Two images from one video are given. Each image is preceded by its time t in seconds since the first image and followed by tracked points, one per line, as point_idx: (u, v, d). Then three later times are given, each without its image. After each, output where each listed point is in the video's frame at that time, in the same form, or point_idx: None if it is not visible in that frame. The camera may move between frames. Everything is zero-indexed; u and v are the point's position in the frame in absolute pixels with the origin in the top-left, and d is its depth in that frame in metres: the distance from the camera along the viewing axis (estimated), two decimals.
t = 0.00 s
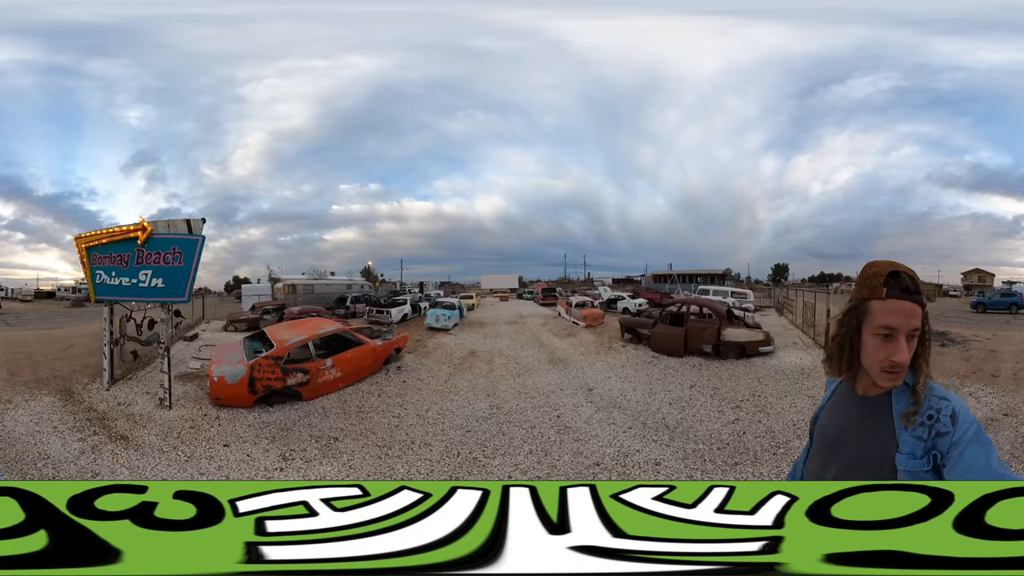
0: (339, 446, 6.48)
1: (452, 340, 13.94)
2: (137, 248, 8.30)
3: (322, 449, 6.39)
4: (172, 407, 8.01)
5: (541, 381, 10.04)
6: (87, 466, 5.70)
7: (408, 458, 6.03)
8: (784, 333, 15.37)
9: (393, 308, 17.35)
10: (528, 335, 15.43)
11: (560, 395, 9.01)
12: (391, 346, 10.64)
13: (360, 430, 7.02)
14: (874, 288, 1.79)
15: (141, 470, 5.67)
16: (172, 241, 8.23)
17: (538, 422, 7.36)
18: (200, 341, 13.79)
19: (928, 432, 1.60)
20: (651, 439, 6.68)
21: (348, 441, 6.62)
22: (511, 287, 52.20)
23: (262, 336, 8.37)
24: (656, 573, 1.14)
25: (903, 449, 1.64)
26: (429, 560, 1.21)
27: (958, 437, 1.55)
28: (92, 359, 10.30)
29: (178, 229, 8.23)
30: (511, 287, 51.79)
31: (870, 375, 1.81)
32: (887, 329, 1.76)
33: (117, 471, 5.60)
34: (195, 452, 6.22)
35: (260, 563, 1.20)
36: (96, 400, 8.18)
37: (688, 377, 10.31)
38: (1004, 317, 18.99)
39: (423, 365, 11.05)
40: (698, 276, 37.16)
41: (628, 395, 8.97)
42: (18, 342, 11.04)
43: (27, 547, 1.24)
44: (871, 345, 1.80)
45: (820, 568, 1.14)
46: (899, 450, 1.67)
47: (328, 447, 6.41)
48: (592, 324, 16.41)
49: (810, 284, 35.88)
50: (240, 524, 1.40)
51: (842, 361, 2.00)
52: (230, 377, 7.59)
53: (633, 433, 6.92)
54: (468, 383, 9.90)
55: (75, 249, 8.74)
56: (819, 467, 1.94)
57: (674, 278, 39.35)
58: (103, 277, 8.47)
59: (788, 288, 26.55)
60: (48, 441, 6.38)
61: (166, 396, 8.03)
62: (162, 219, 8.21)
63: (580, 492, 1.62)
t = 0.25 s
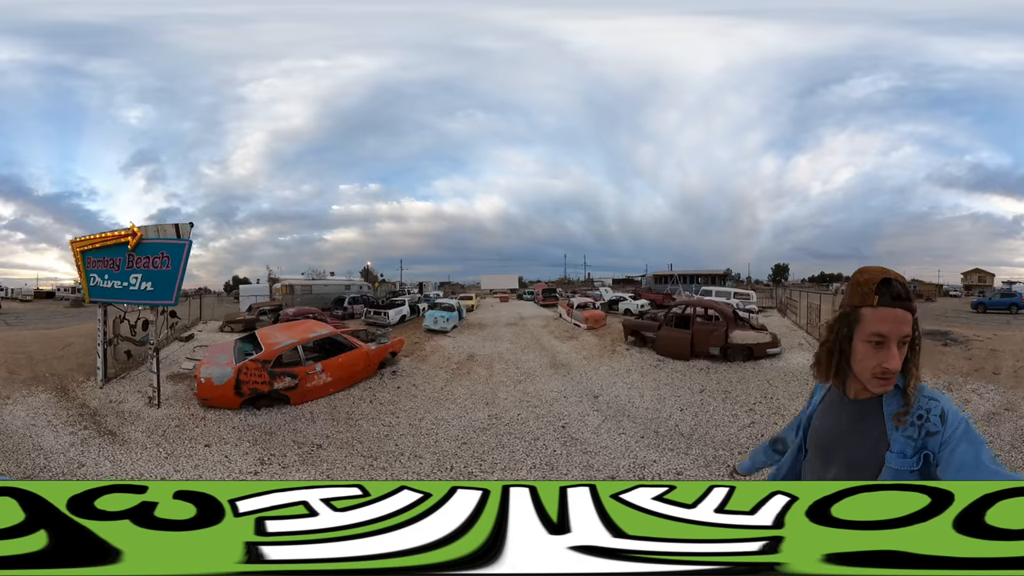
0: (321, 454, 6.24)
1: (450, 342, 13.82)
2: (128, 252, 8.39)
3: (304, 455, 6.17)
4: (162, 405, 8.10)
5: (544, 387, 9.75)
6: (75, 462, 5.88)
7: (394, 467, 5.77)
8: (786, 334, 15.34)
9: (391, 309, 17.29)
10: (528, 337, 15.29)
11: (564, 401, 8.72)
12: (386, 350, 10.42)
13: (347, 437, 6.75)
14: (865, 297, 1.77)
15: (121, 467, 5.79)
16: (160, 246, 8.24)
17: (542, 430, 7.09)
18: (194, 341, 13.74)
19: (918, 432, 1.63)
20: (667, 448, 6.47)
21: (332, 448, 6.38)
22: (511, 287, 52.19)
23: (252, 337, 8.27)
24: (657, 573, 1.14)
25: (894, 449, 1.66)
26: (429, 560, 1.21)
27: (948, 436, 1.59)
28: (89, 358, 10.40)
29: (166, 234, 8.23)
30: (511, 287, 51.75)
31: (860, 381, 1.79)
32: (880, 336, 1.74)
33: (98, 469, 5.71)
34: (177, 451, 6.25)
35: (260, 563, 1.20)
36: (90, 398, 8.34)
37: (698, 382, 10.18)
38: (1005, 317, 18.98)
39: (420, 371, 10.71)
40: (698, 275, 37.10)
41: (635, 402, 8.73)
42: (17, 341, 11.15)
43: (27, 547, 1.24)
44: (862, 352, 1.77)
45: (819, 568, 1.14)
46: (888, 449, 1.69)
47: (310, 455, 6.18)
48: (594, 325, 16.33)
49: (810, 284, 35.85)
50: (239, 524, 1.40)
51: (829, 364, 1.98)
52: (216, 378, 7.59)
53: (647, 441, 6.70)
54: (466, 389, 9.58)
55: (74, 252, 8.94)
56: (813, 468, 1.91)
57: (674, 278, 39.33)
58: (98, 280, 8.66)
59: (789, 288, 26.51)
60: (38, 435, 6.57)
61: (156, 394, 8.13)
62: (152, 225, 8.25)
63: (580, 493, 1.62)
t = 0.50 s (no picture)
0: (308, 457, 6.20)
1: (450, 343, 13.73)
2: (122, 254, 8.42)
3: (289, 458, 6.14)
4: (154, 403, 8.19)
5: (545, 391, 9.69)
6: (68, 456, 6.08)
7: (384, 474, 5.68)
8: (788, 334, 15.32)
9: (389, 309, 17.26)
10: (529, 339, 15.20)
11: (567, 407, 8.65)
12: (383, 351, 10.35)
13: (337, 442, 6.69)
14: (866, 305, 1.73)
15: (109, 462, 5.98)
16: (153, 247, 8.23)
17: (547, 437, 7.04)
18: (191, 341, 13.75)
19: (920, 434, 1.63)
20: (681, 453, 6.45)
21: (319, 452, 6.33)
22: (511, 287, 52.18)
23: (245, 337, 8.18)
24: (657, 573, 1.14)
25: (897, 451, 1.66)
26: (429, 560, 1.21)
27: (951, 437, 1.58)
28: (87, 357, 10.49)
29: (159, 235, 8.23)
30: (511, 287, 51.75)
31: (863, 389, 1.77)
32: (882, 345, 1.71)
33: (88, 464, 5.88)
34: (167, 448, 6.37)
35: (260, 563, 1.20)
36: (86, 394, 8.47)
37: (705, 384, 10.20)
38: (1005, 317, 18.98)
39: (418, 374, 10.63)
40: (699, 275, 37.05)
41: (642, 406, 8.68)
42: (17, 340, 11.23)
43: (27, 547, 1.24)
44: (864, 362, 1.74)
45: (819, 568, 1.14)
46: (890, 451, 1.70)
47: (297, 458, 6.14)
48: (596, 327, 16.24)
49: (810, 284, 35.84)
50: (240, 524, 1.40)
51: (826, 368, 1.95)
52: (208, 378, 7.56)
53: (660, 447, 6.66)
54: (463, 393, 9.51)
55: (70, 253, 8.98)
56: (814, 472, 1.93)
57: (674, 278, 39.31)
58: (93, 279, 8.72)
59: (789, 288, 26.48)
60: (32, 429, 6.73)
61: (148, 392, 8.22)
62: (146, 226, 8.26)
63: (580, 493, 1.62)
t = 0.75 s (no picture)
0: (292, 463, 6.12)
1: (450, 346, 13.66)
2: (115, 254, 8.45)
3: (273, 463, 6.10)
4: (146, 400, 8.24)
5: (549, 396, 9.57)
6: (56, 448, 6.22)
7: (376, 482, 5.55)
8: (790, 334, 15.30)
9: (387, 309, 17.22)
10: (529, 340, 15.15)
11: (573, 411, 8.54)
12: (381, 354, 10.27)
13: (328, 448, 6.57)
14: (870, 319, 1.72)
15: (95, 456, 6.11)
16: (144, 247, 8.24)
17: (555, 444, 6.94)
18: (188, 341, 13.74)
19: (919, 443, 1.64)
20: (697, 454, 6.51)
21: (305, 458, 6.24)
22: (511, 287, 52.28)
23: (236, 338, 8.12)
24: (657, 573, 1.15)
25: (893, 459, 1.66)
26: (430, 560, 1.21)
27: (949, 447, 1.60)
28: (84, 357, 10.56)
29: (149, 236, 8.23)
30: (511, 287, 51.84)
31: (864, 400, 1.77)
32: (885, 358, 1.70)
33: (74, 458, 6.00)
34: (153, 446, 6.44)
35: (260, 563, 1.20)
36: (80, 392, 8.55)
37: (712, 383, 10.24)
38: (1003, 316, 19.04)
39: (417, 379, 10.47)
40: (699, 276, 37.00)
41: (652, 408, 8.66)
42: (16, 341, 11.29)
43: (27, 547, 1.24)
44: (866, 373, 1.74)
45: (820, 568, 1.14)
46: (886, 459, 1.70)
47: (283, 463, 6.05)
48: (598, 327, 16.19)
49: (810, 284, 35.91)
50: (239, 524, 1.40)
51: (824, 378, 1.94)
52: (198, 378, 7.69)
53: (675, 450, 6.67)
54: (463, 399, 9.38)
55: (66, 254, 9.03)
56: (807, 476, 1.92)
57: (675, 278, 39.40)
58: (88, 280, 8.78)
59: (790, 288, 26.46)
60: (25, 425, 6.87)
61: (140, 389, 8.26)
62: (137, 228, 8.27)
63: (580, 492, 1.62)
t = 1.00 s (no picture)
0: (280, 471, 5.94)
1: (450, 347, 13.58)
2: (108, 256, 8.49)
3: (259, 467, 5.98)
4: (139, 399, 8.28)
5: (552, 401, 9.34)
6: (49, 443, 6.39)
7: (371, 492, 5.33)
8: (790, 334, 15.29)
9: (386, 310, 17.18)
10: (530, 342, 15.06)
11: (580, 416, 8.34)
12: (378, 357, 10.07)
13: (319, 455, 6.36)
14: (873, 326, 1.72)
15: (84, 453, 6.22)
16: (136, 250, 8.24)
17: (563, 451, 6.71)
18: (186, 342, 13.72)
19: (914, 454, 1.63)
20: (713, 455, 6.52)
21: (294, 466, 6.05)
22: (511, 287, 52.29)
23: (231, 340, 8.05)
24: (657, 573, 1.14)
25: (885, 469, 1.66)
26: (430, 560, 1.21)
27: (948, 459, 1.59)
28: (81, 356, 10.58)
29: (142, 239, 8.23)
30: (511, 287, 51.77)
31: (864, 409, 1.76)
32: (886, 367, 1.69)
33: (63, 455, 6.12)
34: (141, 445, 6.50)
35: (260, 563, 1.20)
36: (77, 390, 8.63)
37: (720, 384, 10.21)
38: (1002, 316, 19.05)
39: (417, 383, 10.22)
40: (700, 276, 36.93)
41: (660, 411, 8.54)
42: (14, 341, 11.31)
43: (27, 547, 1.24)
44: (866, 382, 1.73)
45: (820, 568, 1.14)
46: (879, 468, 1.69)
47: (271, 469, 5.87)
48: (600, 329, 16.13)
49: (810, 284, 35.93)
50: (239, 524, 1.40)
51: (822, 384, 1.93)
52: (189, 379, 7.75)
53: (690, 452, 6.64)
54: (463, 404, 9.13)
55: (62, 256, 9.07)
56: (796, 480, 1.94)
57: (674, 278, 39.42)
58: (82, 281, 8.80)
59: (790, 288, 26.39)
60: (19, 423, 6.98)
61: (134, 388, 8.29)
62: (130, 230, 8.27)
63: (580, 493, 1.62)
